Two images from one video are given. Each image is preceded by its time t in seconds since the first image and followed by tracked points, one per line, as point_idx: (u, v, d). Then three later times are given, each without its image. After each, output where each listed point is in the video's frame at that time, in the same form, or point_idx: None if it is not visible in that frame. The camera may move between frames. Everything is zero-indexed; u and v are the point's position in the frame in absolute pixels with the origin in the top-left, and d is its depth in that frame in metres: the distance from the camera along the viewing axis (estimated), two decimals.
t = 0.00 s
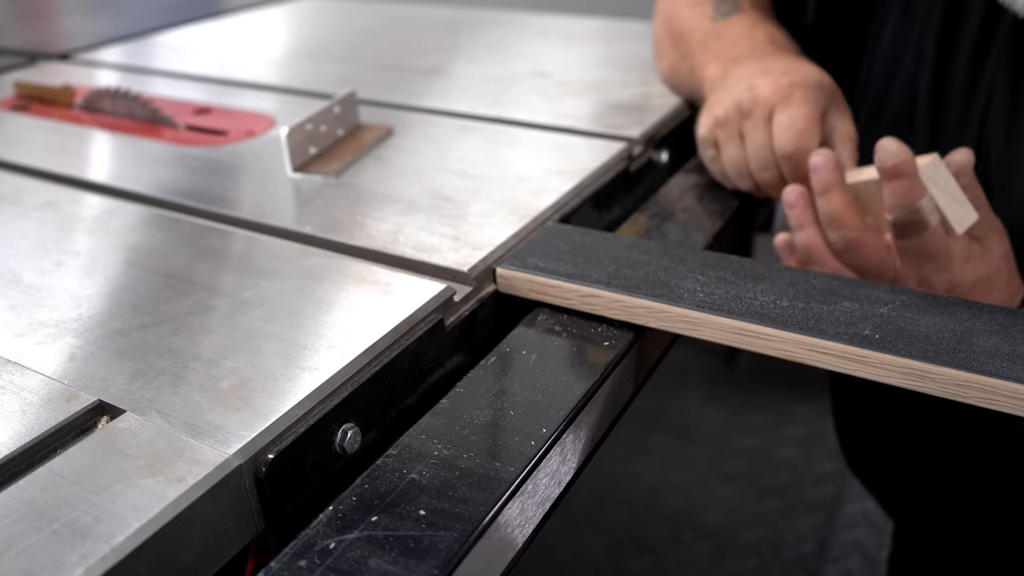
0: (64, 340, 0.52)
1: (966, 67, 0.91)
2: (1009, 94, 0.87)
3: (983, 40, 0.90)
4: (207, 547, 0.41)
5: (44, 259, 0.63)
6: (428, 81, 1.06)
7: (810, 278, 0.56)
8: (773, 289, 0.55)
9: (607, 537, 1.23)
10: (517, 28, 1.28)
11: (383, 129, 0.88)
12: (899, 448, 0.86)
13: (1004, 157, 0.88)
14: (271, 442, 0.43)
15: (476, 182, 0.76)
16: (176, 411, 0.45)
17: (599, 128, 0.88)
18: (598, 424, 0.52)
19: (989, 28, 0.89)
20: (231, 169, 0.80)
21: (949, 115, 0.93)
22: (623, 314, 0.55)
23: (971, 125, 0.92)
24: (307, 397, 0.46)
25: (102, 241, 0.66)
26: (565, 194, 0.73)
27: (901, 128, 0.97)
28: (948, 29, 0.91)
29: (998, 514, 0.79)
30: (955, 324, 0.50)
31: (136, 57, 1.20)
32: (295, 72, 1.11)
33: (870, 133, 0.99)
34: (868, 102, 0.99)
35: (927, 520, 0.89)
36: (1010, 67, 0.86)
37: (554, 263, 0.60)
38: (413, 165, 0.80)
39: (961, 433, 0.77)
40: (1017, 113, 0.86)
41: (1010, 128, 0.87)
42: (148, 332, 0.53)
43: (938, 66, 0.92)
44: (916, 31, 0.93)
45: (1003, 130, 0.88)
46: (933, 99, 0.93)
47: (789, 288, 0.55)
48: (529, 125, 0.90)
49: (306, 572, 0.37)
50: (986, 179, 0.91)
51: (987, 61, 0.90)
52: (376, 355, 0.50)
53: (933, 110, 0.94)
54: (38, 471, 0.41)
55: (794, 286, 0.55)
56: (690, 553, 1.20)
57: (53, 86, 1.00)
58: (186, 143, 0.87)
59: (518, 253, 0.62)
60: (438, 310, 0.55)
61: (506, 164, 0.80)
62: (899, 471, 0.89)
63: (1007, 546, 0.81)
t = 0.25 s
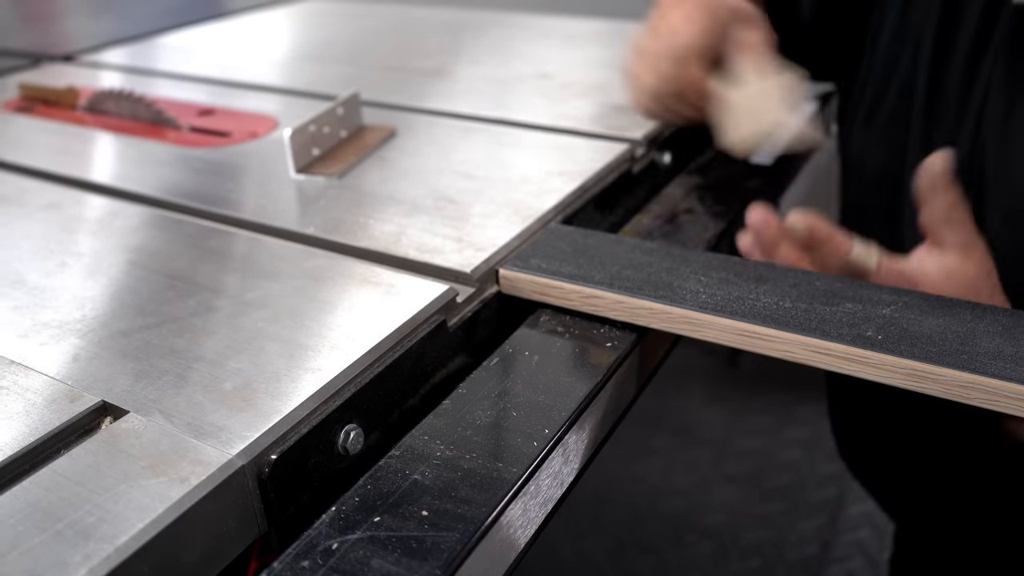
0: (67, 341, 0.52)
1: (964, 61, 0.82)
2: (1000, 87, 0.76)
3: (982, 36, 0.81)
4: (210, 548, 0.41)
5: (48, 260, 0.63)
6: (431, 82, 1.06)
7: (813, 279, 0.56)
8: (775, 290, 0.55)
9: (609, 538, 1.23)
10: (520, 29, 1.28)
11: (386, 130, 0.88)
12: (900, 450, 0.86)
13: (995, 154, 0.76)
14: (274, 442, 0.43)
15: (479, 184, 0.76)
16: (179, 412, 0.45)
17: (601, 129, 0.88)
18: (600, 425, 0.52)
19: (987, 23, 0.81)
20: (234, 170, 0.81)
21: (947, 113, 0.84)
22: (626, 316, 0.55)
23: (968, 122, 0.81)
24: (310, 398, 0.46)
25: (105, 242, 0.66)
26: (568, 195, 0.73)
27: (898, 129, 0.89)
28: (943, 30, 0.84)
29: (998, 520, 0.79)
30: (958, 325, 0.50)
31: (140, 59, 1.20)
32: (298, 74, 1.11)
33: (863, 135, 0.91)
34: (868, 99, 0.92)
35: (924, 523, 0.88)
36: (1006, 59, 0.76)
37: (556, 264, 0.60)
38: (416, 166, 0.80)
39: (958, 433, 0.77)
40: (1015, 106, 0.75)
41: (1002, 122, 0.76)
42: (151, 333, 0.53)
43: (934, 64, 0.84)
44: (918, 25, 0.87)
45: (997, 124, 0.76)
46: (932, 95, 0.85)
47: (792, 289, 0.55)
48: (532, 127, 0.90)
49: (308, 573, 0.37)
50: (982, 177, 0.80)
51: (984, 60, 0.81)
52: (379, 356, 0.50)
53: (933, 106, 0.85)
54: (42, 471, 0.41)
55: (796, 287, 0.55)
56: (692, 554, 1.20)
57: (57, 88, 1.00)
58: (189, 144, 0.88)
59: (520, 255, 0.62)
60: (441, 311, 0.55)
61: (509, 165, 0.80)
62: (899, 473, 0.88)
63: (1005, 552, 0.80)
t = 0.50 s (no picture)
0: (65, 340, 0.52)
1: (959, 67, 0.77)
2: (1002, 96, 0.73)
3: (978, 41, 0.76)
4: (207, 546, 0.41)
5: (45, 259, 0.63)
6: (430, 82, 1.06)
7: (809, 279, 0.56)
8: (772, 290, 0.55)
9: (608, 538, 1.23)
10: (519, 29, 1.28)
11: (385, 130, 0.88)
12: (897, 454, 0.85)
13: (997, 164, 0.74)
14: (271, 442, 0.43)
15: (477, 183, 0.76)
16: (176, 411, 0.45)
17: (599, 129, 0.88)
18: (597, 424, 0.52)
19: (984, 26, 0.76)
20: (232, 169, 0.81)
21: (941, 121, 0.79)
22: (623, 315, 0.55)
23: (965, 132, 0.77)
24: (307, 397, 0.46)
25: (103, 241, 0.66)
26: (565, 195, 0.73)
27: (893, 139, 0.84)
28: (940, 34, 0.79)
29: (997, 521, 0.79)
30: (955, 325, 0.50)
31: (138, 58, 1.20)
32: (297, 73, 1.11)
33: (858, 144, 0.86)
34: (862, 108, 0.86)
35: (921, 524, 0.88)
36: (1007, 69, 0.73)
37: (554, 264, 0.60)
38: (414, 165, 0.80)
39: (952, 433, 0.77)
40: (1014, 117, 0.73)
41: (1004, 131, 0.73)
42: (149, 332, 0.53)
43: (930, 70, 0.79)
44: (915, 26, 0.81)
45: (998, 133, 0.74)
46: (928, 101, 0.79)
47: (788, 288, 0.55)
48: (530, 126, 0.90)
49: (304, 572, 0.38)
50: (983, 188, 0.76)
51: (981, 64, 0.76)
52: (376, 355, 0.50)
53: (927, 114, 0.80)
54: (39, 470, 0.41)
55: (793, 287, 0.55)
56: (691, 553, 1.20)
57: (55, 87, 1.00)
58: (187, 143, 0.88)
59: (517, 254, 0.62)
60: (438, 311, 0.55)
61: (507, 165, 0.80)
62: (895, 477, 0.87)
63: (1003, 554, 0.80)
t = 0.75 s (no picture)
0: (64, 337, 0.52)
1: (961, 72, 0.77)
2: (1006, 103, 0.73)
3: (981, 47, 0.76)
4: (207, 544, 0.41)
5: (45, 257, 0.63)
6: (429, 80, 1.06)
7: (809, 277, 0.56)
8: (772, 288, 0.55)
9: (607, 537, 1.23)
10: (518, 27, 1.28)
11: (384, 128, 0.88)
12: (896, 455, 0.85)
13: (1000, 171, 0.74)
14: (271, 439, 0.43)
15: (476, 182, 0.76)
16: (176, 409, 0.45)
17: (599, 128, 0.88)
18: (597, 422, 0.52)
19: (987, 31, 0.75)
20: (231, 167, 0.81)
21: (944, 125, 0.79)
22: (623, 313, 0.55)
23: (968, 136, 0.77)
24: (307, 395, 0.46)
25: (103, 239, 0.66)
26: (565, 194, 0.73)
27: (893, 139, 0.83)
28: (942, 37, 0.78)
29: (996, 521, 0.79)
30: (954, 323, 0.50)
31: (136, 56, 1.20)
32: (295, 71, 1.11)
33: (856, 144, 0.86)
34: (862, 110, 0.85)
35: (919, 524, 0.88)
36: (1011, 77, 0.73)
37: (553, 262, 0.60)
38: (414, 164, 0.80)
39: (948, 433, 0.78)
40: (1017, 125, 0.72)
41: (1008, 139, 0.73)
42: (148, 329, 0.53)
43: (933, 72, 0.79)
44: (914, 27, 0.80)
45: (1001, 141, 0.74)
46: (930, 106, 0.79)
47: (788, 287, 0.55)
48: (529, 125, 0.90)
49: (305, 569, 0.38)
50: (986, 194, 0.76)
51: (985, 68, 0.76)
52: (376, 353, 0.50)
53: (928, 119, 0.79)
54: (39, 467, 0.41)
55: (793, 285, 0.55)
56: (689, 552, 1.20)
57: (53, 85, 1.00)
58: (186, 142, 0.87)
59: (517, 252, 0.62)
60: (438, 309, 0.55)
61: (507, 163, 0.80)
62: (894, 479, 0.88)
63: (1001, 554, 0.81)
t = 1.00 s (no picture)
0: (65, 337, 0.52)
1: (961, 75, 0.77)
2: (1000, 106, 0.73)
3: (981, 51, 0.76)
4: (208, 543, 0.41)
5: (45, 257, 0.63)
6: (428, 80, 1.06)
7: (809, 277, 0.56)
8: (772, 288, 0.55)
9: (607, 536, 1.23)
10: (517, 27, 1.28)
11: (384, 128, 0.88)
12: (897, 458, 0.85)
13: (993, 174, 0.73)
14: (272, 438, 0.43)
15: (476, 181, 0.76)
16: (177, 408, 0.45)
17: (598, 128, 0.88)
18: (597, 422, 0.52)
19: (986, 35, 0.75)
20: (231, 167, 0.81)
21: (943, 126, 0.78)
22: (623, 313, 0.56)
23: (965, 137, 0.76)
24: (307, 394, 0.46)
25: (103, 239, 0.66)
26: (564, 194, 0.73)
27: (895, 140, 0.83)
28: (945, 38, 0.78)
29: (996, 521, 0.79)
30: (954, 322, 0.50)
31: (136, 56, 1.20)
32: (295, 71, 1.11)
33: (860, 144, 0.87)
34: (865, 110, 0.86)
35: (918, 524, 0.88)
36: (1008, 77, 0.72)
37: (553, 262, 0.60)
38: (413, 164, 0.80)
39: (946, 433, 0.78)
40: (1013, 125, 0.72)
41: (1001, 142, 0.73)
42: (149, 329, 0.53)
43: (934, 73, 0.79)
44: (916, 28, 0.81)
45: (995, 144, 0.73)
46: (929, 109, 0.80)
47: (788, 286, 0.55)
48: (529, 125, 0.90)
49: (306, 568, 0.38)
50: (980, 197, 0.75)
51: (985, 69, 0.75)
52: (376, 353, 0.50)
53: (928, 121, 0.80)
54: (40, 466, 0.41)
55: (792, 285, 0.55)
56: (689, 552, 1.20)
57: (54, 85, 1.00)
58: (186, 142, 0.88)
59: (517, 252, 0.62)
60: (438, 309, 0.55)
61: (506, 163, 0.80)
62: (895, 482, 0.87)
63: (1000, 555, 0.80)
